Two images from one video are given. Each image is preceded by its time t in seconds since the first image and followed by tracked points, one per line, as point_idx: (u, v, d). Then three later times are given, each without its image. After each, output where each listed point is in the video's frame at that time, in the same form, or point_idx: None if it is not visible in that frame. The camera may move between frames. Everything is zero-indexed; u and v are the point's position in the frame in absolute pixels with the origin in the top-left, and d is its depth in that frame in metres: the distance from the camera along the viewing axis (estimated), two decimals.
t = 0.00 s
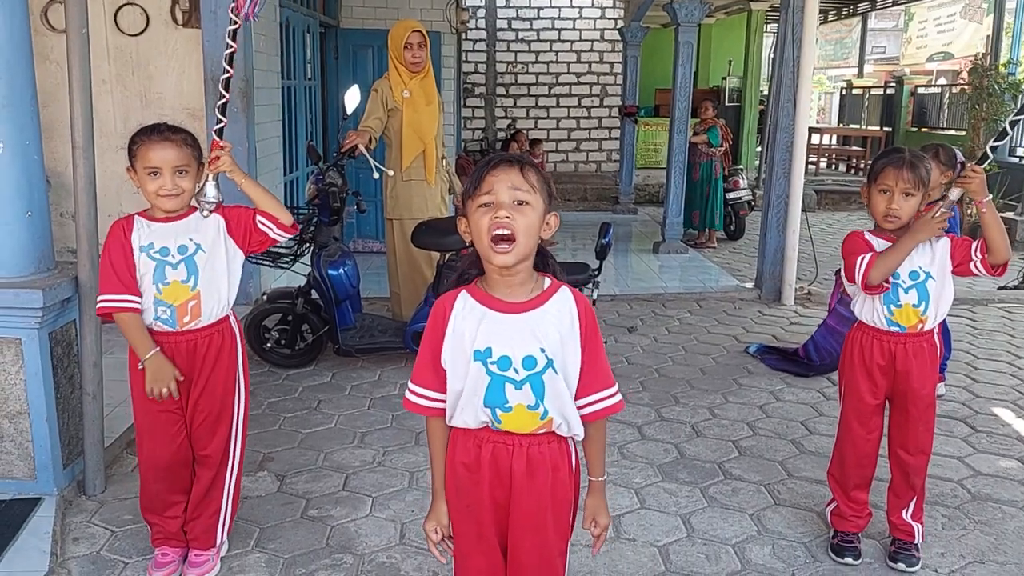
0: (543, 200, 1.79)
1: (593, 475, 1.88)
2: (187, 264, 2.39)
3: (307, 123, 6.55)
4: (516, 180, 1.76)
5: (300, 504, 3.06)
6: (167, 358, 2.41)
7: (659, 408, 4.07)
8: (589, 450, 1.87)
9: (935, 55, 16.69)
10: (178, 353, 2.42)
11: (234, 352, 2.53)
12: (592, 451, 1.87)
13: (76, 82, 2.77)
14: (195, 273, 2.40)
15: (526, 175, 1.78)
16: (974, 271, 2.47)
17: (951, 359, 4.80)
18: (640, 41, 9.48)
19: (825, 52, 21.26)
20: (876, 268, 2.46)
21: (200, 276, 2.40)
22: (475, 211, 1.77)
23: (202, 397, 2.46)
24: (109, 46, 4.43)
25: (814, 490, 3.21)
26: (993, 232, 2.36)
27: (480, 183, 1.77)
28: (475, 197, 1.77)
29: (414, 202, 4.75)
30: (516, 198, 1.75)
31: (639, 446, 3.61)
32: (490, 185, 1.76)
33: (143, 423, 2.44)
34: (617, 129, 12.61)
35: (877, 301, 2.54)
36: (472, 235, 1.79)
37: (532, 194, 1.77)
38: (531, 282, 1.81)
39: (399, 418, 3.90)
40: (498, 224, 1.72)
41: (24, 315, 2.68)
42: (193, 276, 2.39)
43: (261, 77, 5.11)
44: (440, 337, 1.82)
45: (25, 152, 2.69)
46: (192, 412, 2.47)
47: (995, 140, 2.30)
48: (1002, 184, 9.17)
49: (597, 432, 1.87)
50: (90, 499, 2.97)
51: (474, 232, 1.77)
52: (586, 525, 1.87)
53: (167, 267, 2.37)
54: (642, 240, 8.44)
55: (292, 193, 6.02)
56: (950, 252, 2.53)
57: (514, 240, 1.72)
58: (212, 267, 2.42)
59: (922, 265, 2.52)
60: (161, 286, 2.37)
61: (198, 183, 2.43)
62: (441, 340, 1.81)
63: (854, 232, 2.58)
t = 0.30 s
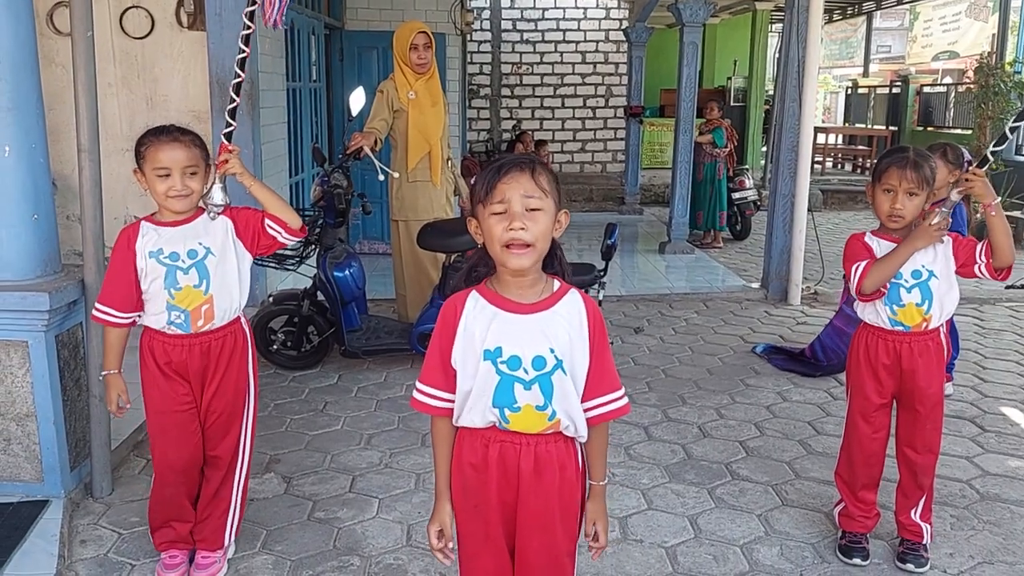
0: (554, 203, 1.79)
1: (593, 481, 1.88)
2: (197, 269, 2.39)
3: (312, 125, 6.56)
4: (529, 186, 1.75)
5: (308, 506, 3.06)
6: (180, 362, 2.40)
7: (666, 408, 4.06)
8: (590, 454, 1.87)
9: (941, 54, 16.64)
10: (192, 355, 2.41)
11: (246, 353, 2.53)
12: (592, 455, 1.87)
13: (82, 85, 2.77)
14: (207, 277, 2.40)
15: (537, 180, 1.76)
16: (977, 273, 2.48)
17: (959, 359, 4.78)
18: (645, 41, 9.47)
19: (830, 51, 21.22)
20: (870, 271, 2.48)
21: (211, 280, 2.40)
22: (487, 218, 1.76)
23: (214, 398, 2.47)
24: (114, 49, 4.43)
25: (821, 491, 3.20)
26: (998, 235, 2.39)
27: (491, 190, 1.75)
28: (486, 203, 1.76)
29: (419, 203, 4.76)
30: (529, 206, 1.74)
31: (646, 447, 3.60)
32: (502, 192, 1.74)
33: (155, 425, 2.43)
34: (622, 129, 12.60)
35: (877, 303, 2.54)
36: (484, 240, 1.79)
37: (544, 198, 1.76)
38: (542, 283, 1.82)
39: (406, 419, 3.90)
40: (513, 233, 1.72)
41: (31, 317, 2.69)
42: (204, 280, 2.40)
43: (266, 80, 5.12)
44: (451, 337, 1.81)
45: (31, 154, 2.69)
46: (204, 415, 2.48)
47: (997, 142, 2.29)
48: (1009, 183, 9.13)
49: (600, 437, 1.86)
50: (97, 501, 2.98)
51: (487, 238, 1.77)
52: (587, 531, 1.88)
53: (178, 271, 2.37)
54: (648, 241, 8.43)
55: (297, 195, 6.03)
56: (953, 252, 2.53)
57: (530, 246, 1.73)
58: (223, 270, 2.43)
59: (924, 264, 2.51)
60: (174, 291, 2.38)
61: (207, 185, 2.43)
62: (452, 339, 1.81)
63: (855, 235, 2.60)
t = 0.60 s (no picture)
0: (561, 205, 1.79)
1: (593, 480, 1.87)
2: (197, 271, 2.39)
3: (315, 127, 6.56)
4: (536, 186, 1.75)
5: (311, 508, 3.06)
6: (177, 362, 2.41)
7: (669, 409, 4.05)
8: (590, 455, 1.86)
9: (944, 53, 16.60)
10: (190, 355, 2.41)
11: (244, 354, 2.52)
12: (592, 456, 1.86)
13: (85, 88, 2.78)
14: (206, 279, 2.40)
15: (544, 181, 1.77)
16: (973, 277, 2.48)
17: (963, 358, 4.77)
18: (648, 42, 9.46)
19: (833, 51, 21.18)
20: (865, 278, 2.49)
21: (210, 282, 2.41)
22: (494, 217, 1.75)
23: (213, 399, 2.47)
24: (118, 52, 4.43)
25: (826, 491, 3.19)
26: (995, 241, 2.38)
27: (497, 189, 1.75)
28: (493, 203, 1.75)
29: (423, 203, 4.75)
30: (536, 206, 1.74)
31: (650, 448, 3.59)
32: (508, 191, 1.74)
33: (155, 426, 2.45)
34: (625, 129, 12.59)
35: (877, 301, 2.53)
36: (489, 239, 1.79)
37: (551, 199, 1.76)
38: (545, 284, 1.81)
39: (409, 421, 3.90)
40: (518, 231, 1.72)
41: (34, 320, 2.69)
42: (203, 282, 2.40)
43: (269, 82, 5.12)
44: (454, 336, 1.81)
45: (34, 157, 2.70)
46: (202, 416, 2.47)
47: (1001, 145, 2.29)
48: (1013, 181, 9.11)
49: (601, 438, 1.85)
50: (101, 504, 2.98)
51: (492, 237, 1.76)
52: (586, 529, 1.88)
53: (178, 273, 2.37)
54: (651, 241, 8.42)
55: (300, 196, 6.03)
56: (952, 254, 2.51)
57: (534, 250, 1.72)
58: (223, 273, 2.43)
59: (923, 264, 2.50)
60: (173, 292, 2.37)
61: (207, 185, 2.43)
62: (455, 338, 1.80)
63: (856, 234, 2.60)
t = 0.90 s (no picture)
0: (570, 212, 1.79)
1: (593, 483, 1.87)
2: (198, 269, 2.40)
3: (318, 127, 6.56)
4: (547, 193, 1.75)
5: (316, 507, 3.07)
6: (178, 361, 2.42)
7: (673, 408, 4.05)
8: (591, 458, 1.86)
9: (946, 50, 16.56)
10: (191, 354, 2.42)
11: (245, 353, 2.52)
12: (593, 461, 1.86)
13: (90, 89, 2.78)
14: (207, 277, 2.41)
15: (555, 188, 1.77)
16: (976, 276, 2.48)
17: (967, 356, 4.77)
18: (650, 41, 9.46)
19: (835, 49, 21.14)
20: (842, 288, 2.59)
21: (212, 280, 2.41)
22: (502, 220, 1.75)
23: (214, 398, 2.47)
24: (121, 53, 4.37)
25: (830, 490, 3.19)
26: (997, 240, 2.39)
27: (508, 192, 1.75)
28: (502, 206, 1.75)
29: (426, 203, 4.75)
30: (545, 212, 1.74)
31: (654, 446, 3.60)
32: (519, 196, 1.74)
33: (157, 424, 2.46)
34: (627, 128, 12.58)
35: (877, 300, 2.54)
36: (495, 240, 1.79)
37: (561, 207, 1.76)
38: (548, 287, 1.81)
39: (413, 420, 3.90)
40: (525, 237, 1.72)
41: (39, 320, 2.70)
42: (205, 280, 2.40)
43: (272, 82, 5.13)
44: (455, 336, 1.81)
45: (40, 157, 2.70)
46: (203, 414, 2.48)
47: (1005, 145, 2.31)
48: (1016, 179, 9.10)
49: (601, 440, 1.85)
50: (106, 503, 2.99)
51: (499, 240, 1.76)
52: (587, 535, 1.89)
53: (179, 271, 2.38)
54: (654, 240, 8.42)
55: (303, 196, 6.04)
56: (955, 251, 2.51)
57: (540, 256, 1.72)
58: (224, 271, 2.43)
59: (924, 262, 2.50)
60: (174, 290, 2.38)
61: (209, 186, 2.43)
62: (456, 338, 1.81)
63: (858, 235, 2.63)
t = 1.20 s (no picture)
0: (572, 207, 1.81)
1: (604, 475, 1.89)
2: (197, 271, 2.40)
3: (319, 129, 6.57)
4: (554, 186, 1.76)
5: (318, 508, 3.07)
6: (177, 364, 2.42)
7: (676, 407, 4.05)
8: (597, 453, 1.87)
9: (948, 48, 16.52)
10: (190, 356, 2.42)
11: (245, 354, 2.53)
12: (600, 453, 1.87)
13: (90, 92, 2.79)
14: (207, 279, 2.41)
15: (561, 181, 1.78)
16: (978, 276, 2.46)
17: (970, 354, 4.76)
18: (652, 40, 9.45)
19: (837, 48, 21.12)
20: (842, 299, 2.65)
21: (211, 282, 2.41)
22: (510, 212, 1.74)
23: (214, 399, 2.47)
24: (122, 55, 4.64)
25: (833, 488, 3.19)
26: (1001, 239, 2.38)
27: (517, 183, 1.74)
28: (510, 198, 1.74)
29: (428, 204, 4.75)
30: (554, 205, 1.75)
31: (656, 446, 3.59)
32: (527, 187, 1.74)
33: (157, 427, 2.46)
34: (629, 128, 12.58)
35: (876, 299, 2.55)
36: (499, 234, 1.77)
37: (566, 201, 1.77)
38: (548, 284, 1.80)
39: (415, 420, 3.91)
40: (534, 228, 1.71)
41: (41, 323, 2.71)
42: (204, 282, 2.41)
43: (273, 84, 5.13)
44: (456, 339, 1.81)
45: (40, 161, 2.71)
46: (203, 416, 2.48)
47: (1013, 150, 2.37)
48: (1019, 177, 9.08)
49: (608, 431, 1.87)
50: (109, 505, 2.99)
51: (505, 232, 1.75)
52: (595, 525, 1.89)
53: (178, 273, 2.39)
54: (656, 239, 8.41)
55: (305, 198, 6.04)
56: (956, 250, 2.50)
57: (550, 247, 1.72)
58: (223, 273, 2.43)
59: (923, 259, 2.50)
60: (173, 292, 2.39)
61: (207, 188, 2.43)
62: (458, 341, 1.80)
63: (856, 236, 2.65)
